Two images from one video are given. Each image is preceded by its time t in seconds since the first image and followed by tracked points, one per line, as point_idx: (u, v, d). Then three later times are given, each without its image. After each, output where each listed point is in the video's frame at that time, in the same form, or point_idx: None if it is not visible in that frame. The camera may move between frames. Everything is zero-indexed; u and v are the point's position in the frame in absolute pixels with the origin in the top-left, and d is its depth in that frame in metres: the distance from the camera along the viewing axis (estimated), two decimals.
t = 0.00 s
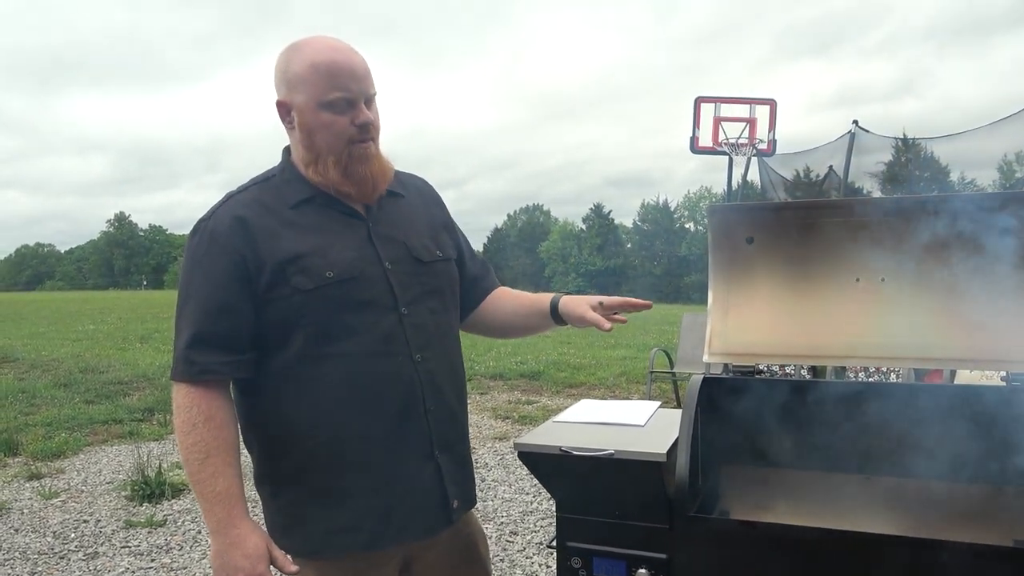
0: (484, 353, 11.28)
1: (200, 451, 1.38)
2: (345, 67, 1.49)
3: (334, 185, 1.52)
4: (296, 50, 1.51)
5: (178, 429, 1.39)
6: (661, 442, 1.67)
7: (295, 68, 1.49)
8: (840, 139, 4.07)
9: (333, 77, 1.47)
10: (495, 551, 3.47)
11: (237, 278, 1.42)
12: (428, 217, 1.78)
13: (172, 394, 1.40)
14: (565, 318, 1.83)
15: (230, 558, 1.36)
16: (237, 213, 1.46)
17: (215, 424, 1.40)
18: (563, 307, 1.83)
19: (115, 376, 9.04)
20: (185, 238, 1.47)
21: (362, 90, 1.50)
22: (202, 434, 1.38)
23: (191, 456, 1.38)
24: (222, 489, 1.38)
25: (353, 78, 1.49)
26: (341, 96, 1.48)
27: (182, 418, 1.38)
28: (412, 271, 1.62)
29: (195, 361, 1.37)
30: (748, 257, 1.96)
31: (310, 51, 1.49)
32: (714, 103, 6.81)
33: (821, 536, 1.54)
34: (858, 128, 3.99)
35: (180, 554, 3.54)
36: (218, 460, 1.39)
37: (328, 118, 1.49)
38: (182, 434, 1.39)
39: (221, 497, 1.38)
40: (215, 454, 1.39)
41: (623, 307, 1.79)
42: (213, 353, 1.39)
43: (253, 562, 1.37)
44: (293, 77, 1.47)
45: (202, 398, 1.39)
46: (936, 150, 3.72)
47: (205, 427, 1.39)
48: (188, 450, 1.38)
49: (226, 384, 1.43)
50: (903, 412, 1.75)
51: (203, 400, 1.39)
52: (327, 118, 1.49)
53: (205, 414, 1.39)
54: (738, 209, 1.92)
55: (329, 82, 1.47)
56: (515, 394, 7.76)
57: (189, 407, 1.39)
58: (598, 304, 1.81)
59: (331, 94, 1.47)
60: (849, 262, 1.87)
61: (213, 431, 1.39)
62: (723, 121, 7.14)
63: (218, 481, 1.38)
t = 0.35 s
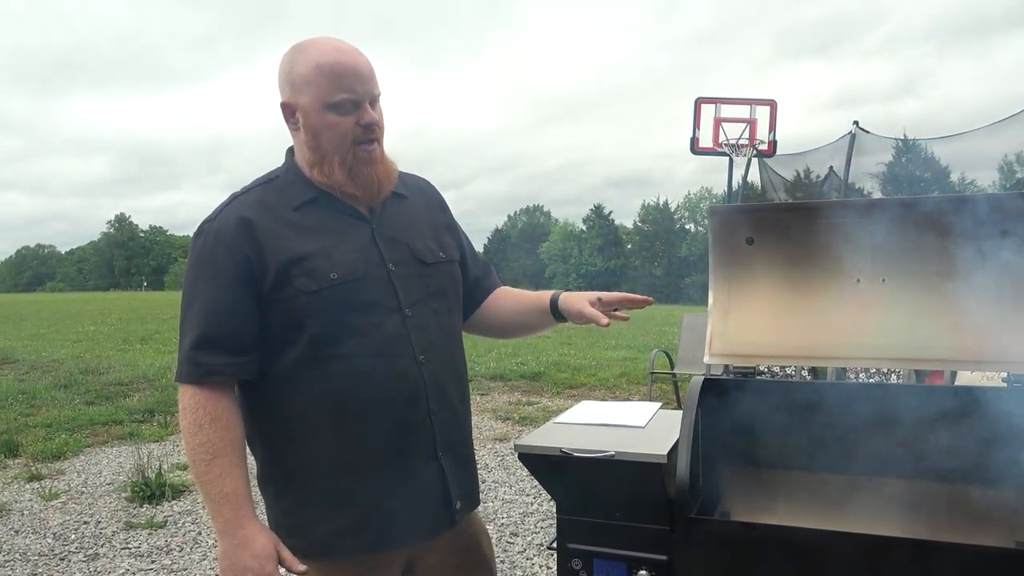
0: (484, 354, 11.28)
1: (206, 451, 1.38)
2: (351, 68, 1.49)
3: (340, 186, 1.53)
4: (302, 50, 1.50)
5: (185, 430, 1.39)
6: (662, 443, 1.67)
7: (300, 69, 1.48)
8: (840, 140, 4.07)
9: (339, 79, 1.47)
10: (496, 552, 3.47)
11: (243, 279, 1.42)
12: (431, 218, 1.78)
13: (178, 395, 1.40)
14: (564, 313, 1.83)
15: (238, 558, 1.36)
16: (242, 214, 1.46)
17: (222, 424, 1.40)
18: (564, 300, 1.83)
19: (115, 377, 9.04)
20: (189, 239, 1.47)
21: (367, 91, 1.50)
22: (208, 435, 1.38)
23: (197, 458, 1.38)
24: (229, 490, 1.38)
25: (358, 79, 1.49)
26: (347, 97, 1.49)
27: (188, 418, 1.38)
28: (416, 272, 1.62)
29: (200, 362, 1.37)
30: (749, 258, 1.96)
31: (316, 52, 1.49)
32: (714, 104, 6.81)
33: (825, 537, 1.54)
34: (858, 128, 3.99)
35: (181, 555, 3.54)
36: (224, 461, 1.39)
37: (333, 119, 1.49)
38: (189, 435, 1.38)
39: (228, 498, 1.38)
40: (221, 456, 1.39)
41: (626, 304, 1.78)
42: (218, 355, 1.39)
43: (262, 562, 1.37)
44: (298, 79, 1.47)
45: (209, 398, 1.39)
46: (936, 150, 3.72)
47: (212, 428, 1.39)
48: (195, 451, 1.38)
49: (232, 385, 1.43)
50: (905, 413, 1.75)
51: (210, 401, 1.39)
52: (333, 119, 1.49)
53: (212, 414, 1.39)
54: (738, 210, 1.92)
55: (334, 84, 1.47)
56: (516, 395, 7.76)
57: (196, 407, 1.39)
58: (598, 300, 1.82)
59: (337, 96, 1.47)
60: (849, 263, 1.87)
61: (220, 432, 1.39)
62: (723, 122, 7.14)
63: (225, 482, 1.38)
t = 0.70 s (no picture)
0: (484, 355, 11.28)
1: (210, 454, 1.38)
2: (353, 70, 1.49)
3: (342, 188, 1.53)
4: (303, 52, 1.50)
5: (188, 433, 1.39)
6: (663, 444, 1.67)
7: (302, 71, 1.49)
8: (839, 140, 4.07)
9: (340, 81, 1.48)
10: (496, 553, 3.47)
11: (246, 281, 1.42)
12: (432, 219, 1.78)
13: (181, 398, 1.40)
14: (561, 311, 1.83)
15: (242, 561, 1.36)
16: (244, 216, 1.46)
17: (226, 427, 1.40)
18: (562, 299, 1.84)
19: (116, 379, 9.05)
20: (192, 241, 1.47)
21: (369, 93, 1.51)
22: (212, 438, 1.38)
23: (201, 460, 1.38)
24: (233, 493, 1.38)
25: (360, 81, 1.50)
26: (348, 99, 1.49)
27: (192, 421, 1.38)
28: (418, 274, 1.62)
29: (203, 365, 1.37)
30: (749, 259, 1.96)
31: (317, 54, 1.49)
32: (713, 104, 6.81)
33: (826, 538, 1.54)
34: (857, 128, 3.99)
35: (181, 558, 3.54)
36: (228, 463, 1.39)
37: (335, 121, 1.49)
38: (193, 438, 1.39)
39: (232, 501, 1.38)
40: (225, 458, 1.39)
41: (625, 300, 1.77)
42: (221, 357, 1.39)
43: (266, 565, 1.37)
44: (299, 81, 1.47)
45: (212, 401, 1.39)
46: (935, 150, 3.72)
47: (216, 430, 1.39)
48: (199, 454, 1.38)
49: (235, 387, 1.43)
50: (907, 414, 1.75)
51: (214, 403, 1.39)
52: (335, 120, 1.49)
53: (215, 417, 1.39)
54: (737, 211, 1.92)
55: (336, 86, 1.47)
56: (516, 395, 7.77)
57: (199, 410, 1.39)
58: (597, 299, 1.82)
59: (339, 97, 1.48)
60: (848, 264, 1.87)
61: (224, 434, 1.39)
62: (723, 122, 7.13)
63: (229, 485, 1.38)
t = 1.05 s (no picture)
0: (484, 356, 11.29)
1: (212, 455, 1.39)
2: (352, 70, 1.50)
3: (343, 187, 1.52)
4: (302, 53, 1.51)
5: (191, 434, 1.39)
6: (661, 445, 1.67)
7: (302, 72, 1.49)
8: (838, 141, 4.09)
9: (341, 81, 1.48)
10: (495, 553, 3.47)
11: (247, 282, 1.43)
12: (432, 220, 1.78)
13: (183, 399, 1.41)
14: (564, 310, 1.85)
15: (245, 561, 1.37)
16: (245, 217, 1.46)
17: (228, 427, 1.40)
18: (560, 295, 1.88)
19: (116, 379, 9.05)
20: (193, 242, 1.48)
21: (369, 92, 1.51)
22: (214, 438, 1.39)
23: (203, 461, 1.39)
24: (235, 493, 1.39)
25: (359, 81, 1.50)
26: (348, 99, 1.49)
27: (194, 422, 1.39)
28: (418, 275, 1.63)
29: (205, 365, 1.38)
30: (748, 259, 1.97)
31: (317, 54, 1.50)
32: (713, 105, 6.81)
33: (825, 538, 1.54)
34: (857, 129, 3.99)
35: (181, 558, 3.55)
36: (230, 464, 1.39)
37: (335, 121, 1.50)
38: (195, 438, 1.39)
39: (234, 501, 1.38)
40: (227, 459, 1.40)
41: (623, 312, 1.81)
42: (222, 358, 1.40)
43: (269, 565, 1.38)
44: (299, 81, 1.48)
45: (214, 402, 1.39)
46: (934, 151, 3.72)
47: (218, 431, 1.39)
48: (201, 455, 1.39)
49: (236, 388, 1.44)
50: (906, 416, 1.75)
51: (216, 404, 1.39)
52: (335, 120, 1.50)
53: (218, 418, 1.39)
54: (736, 212, 1.93)
55: (336, 86, 1.48)
56: (516, 396, 7.77)
57: (201, 411, 1.39)
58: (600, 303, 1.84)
59: (339, 97, 1.48)
60: (847, 264, 1.87)
61: (226, 435, 1.40)
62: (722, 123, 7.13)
63: (232, 485, 1.39)
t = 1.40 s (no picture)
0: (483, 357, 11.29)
1: (209, 451, 1.39)
2: (325, 64, 1.50)
3: (333, 183, 1.52)
4: (278, 58, 1.53)
5: (188, 429, 1.39)
6: (661, 445, 1.67)
7: (279, 77, 1.52)
8: (838, 142, 4.09)
9: (312, 75, 1.49)
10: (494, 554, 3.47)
11: (246, 280, 1.43)
12: (433, 221, 1.78)
13: (179, 395, 1.40)
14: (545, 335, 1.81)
15: (241, 558, 1.37)
16: (245, 215, 1.46)
17: (226, 423, 1.40)
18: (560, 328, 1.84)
19: (116, 379, 9.04)
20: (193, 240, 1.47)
21: (344, 82, 1.51)
22: (212, 434, 1.39)
23: (200, 457, 1.38)
24: (232, 489, 1.39)
25: (333, 73, 1.50)
26: (324, 93, 1.50)
27: (191, 418, 1.38)
28: (418, 276, 1.63)
29: (204, 363, 1.38)
30: (748, 260, 1.98)
31: (291, 57, 1.52)
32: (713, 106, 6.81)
33: (825, 540, 1.54)
34: (856, 131, 4.00)
35: (180, 557, 3.54)
36: (227, 460, 1.39)
37: (316, 118, 1.51)
38: (192, 434, 1.39)
39: (231, 498, 1.39)
40: (225, 455, 1.39)
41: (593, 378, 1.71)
42: (221, 356, 1.40)
43: (265, 561, 1.38)
44: (276, 87, 1.51)
45: (212, 398, 1.39)
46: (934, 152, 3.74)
47: (216, 427, 1.39)
48: (198, 451, 1.38)
49: (234, 384, 1.44)
50: (905, 418, 1.75)
51: (214, 400, 1.39)
52: (316, 117, 1.51)
53: (215, 414, 1.39)
54: (736, 213, 1.94)
55: (310, 83, 1.49)
56: (515, 396, 7.77)
57: (198, 407, 1.39)
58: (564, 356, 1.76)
59: (315, 94, 1.49)
60: (848, 264, 1.88)
61: (223, 431, 1.40)
62: (721, 124, 7.12)
63: (228, 482, 1.39)
